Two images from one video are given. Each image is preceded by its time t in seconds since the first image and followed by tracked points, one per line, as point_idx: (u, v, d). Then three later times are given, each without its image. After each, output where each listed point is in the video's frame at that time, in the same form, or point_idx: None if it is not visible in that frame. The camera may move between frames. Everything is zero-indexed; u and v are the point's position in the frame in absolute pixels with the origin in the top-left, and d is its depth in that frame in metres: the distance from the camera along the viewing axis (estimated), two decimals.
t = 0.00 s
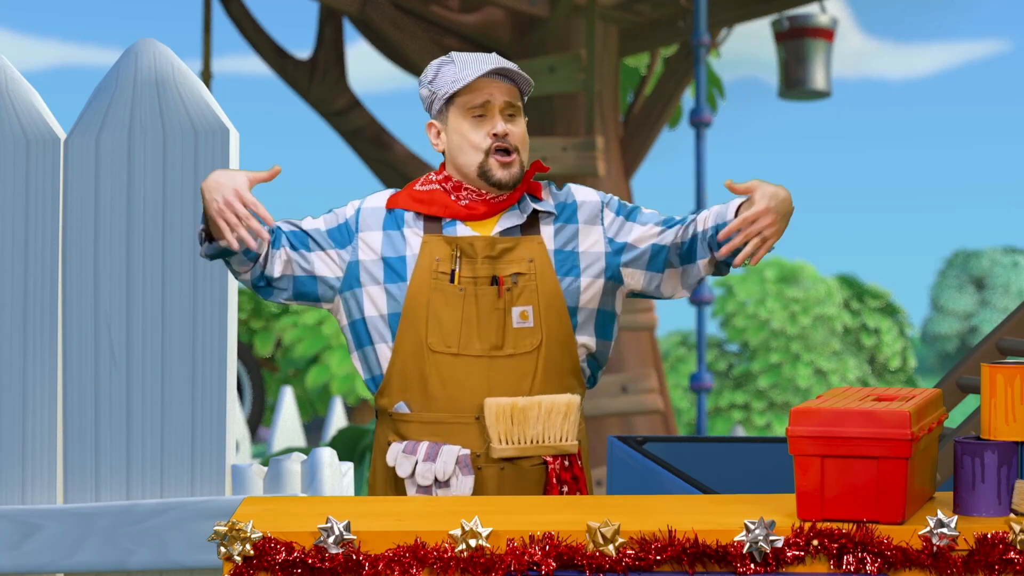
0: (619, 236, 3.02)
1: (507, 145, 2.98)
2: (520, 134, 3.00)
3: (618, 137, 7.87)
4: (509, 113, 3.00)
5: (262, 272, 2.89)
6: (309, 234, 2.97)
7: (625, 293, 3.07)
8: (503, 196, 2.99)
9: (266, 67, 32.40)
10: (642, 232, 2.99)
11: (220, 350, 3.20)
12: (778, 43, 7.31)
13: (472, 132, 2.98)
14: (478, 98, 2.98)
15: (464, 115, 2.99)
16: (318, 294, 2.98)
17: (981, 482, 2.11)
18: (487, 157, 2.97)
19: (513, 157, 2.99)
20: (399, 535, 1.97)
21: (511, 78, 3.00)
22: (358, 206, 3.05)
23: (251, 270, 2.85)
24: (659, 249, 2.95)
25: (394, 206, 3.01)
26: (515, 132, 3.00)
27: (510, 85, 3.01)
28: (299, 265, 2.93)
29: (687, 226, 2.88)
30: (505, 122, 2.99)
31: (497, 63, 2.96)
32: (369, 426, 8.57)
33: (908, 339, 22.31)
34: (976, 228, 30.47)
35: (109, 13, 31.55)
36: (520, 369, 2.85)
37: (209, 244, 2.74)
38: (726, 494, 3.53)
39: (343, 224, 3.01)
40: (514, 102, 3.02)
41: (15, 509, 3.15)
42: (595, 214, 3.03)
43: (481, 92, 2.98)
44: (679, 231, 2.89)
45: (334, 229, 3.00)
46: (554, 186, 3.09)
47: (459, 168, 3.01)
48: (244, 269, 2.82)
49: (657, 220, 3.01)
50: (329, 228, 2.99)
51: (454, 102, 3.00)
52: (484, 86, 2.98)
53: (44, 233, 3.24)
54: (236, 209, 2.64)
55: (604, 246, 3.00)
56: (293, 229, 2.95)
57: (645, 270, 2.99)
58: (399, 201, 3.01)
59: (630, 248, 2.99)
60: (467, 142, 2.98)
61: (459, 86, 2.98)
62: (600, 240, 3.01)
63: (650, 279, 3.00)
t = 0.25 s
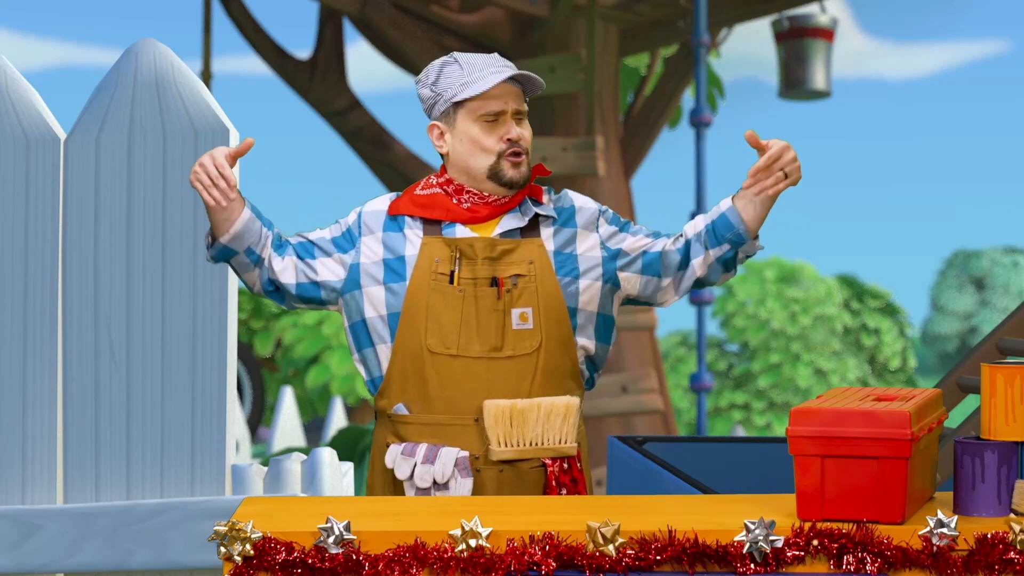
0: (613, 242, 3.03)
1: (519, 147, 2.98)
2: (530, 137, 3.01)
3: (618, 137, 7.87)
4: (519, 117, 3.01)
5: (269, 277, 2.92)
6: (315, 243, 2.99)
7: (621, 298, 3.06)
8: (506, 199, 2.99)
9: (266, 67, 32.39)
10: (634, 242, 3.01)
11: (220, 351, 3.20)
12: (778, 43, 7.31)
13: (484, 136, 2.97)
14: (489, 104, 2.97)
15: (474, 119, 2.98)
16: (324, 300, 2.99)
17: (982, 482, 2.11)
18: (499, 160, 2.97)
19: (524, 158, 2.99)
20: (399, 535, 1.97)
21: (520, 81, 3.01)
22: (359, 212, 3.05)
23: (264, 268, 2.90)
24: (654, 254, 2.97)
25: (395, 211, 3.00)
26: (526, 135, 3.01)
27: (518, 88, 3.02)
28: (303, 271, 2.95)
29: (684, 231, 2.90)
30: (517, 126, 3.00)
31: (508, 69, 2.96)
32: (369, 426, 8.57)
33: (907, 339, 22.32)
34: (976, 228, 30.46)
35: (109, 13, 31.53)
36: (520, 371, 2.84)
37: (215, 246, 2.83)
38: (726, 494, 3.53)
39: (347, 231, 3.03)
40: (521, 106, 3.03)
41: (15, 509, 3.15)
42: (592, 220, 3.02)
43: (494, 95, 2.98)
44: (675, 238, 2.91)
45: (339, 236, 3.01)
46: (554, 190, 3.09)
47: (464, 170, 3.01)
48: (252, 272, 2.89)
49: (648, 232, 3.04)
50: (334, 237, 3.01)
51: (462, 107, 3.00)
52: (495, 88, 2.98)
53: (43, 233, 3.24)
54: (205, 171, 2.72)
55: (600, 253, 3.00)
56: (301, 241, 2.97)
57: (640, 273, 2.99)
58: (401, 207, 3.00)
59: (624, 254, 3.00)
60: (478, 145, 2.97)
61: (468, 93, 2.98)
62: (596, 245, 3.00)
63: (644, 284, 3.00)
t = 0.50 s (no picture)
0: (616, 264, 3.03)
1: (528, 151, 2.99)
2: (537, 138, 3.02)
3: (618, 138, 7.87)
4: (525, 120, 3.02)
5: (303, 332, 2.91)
6: (317, 284, 2.95)
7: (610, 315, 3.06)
8: (506, 204, 2.99)
9: (266, 68, 32.42)
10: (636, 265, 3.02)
11: (220, 352, 3.20)
12: (778, 43, 7.31)
13: (494, 141, 2.97)
14: (497, 108, 2.97)
15: (482, 123, 2.97)
16: (341, 329, 2.98)
17: (981, 482, 2.11)
18: (508, 164, 2.97)
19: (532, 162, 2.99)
20: (399, 535, 1.97)
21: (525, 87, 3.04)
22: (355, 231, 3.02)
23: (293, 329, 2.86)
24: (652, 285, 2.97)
25: (396, 218, 2.98)
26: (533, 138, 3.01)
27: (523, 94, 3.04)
28: (316, 315, 2.92)
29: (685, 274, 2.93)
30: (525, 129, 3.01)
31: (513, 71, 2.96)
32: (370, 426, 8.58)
33: (907, 339, 22.32)
34: (976, 228, 30.46)
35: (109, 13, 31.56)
36: (520, 374, 2.84)
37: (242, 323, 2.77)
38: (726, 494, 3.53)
39: (346, 257, 3.01)
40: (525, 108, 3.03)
41: (15, 509, 3.14)
42: (595, 237, 3.02)
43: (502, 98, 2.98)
44: (671, 280, 2.95)
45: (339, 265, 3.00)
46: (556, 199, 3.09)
47: (471, 178, 3.00)
48: (284, 336, 2.84)
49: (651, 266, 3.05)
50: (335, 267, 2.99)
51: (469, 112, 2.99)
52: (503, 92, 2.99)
53: (44, 233, 3.24)
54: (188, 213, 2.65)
55: (603, 265, 2.99)
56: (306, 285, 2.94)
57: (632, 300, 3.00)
58: (400, 214, 2.99)
59: (629, 271, 3.00)
60: (487, 148, 2.97)
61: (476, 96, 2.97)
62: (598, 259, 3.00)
63: (632, 311, 3.01)
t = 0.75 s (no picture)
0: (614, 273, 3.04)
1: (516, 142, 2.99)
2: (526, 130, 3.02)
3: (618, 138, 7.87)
4: (512, 111, 3.02)
5: (321, 349, 2.92)
6: (324, 303, 2.92)
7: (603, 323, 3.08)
8: (502, 205, 2.99)
9: (266, 68, 32.44)
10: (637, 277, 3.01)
11: (221, 353, 3.20)
12: (778, 42, 7.31)
13: (481, 133, 2.98)
14: (483, 99, 2.98)
15: (470, 116, 2.99)
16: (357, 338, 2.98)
17: (981, 482, 2.11)
18: (494, 159, 2.97)
19: (520, 154, 2.99)
20: (399, 536, 1.97)
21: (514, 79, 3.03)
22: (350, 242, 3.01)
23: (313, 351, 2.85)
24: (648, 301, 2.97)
25: (393, 218, 2.99)
26: (522, 129, 3.01)
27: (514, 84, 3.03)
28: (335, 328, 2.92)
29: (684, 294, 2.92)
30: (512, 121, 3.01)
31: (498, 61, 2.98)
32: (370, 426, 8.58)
33: (908, 339, 22.34)
34: (976, 228, 30.45)
35: (108, 13, 31.57)
36: (519, 373, 2.84)
37: (263, 354, 2.72)
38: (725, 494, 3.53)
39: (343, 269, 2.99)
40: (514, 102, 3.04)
41: (15, 509, 3.14)
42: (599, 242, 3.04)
43: (489, 92, 2.99)
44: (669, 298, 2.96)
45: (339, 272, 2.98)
46: (556, 206, 3.11)
47: (468, 177, 3.00)
48: (304, 358, 2.82)
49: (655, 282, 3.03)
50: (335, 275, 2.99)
51: (458, 103, 3.00)
52: (491, 84, 2.99)
53: (43, 233, 3.25)
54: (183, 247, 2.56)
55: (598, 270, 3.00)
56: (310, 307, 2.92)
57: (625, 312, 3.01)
58: (397, 214, 2.99)
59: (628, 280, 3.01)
60: (473, 141, 2.98)
61: (464, 88, 2.99)
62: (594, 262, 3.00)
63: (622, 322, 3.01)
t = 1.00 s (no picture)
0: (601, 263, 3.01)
1: (497, 136, 2.97)
2: (512, 126, 3.00)
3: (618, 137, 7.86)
4: (498, 107, 3.02)
5: (334, 340, 2.92)
6: (338, 296, 2.92)
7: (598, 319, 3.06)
8: (498, 204, 3.00)
9: (266, 68, 32.42)
10: (622, 267, 2.97)
11: (220, 352, 3.20)
12: (778, 43, 7.31)
13: (463, 127, 2.99)
14: (467, 94, 3.01)
15: (454, 112, 3.02)
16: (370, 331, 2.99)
17: (981, 482, 2.11)
18: (473, 148, 2.97)
19: (502, 145, 2.97)
20: (400, 536, 1.97)
21: (498, 73, 3.03)
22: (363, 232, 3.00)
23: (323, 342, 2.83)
24: (630, 290, 2.93)
25: (392, 215, 3.00)
26: (507, 125, 3.00)
27: (499, 80, 3.04)
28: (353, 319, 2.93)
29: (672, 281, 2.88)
30: (495, 116, 3.00)
31: (481, 57, 3.01)
32: (369, 427, 8.58)
33: (908, 339, 22.35)
34: (976, 228, 30.43)
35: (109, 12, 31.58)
36: (518, 370, 2.84)
37: (285, 351, 2.73)
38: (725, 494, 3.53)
39: (353, 263, 2.99)
40: (504, 99, 3.04)
41: (15, 509, 3.14)
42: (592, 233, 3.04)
43: (470, 86, 3.02)
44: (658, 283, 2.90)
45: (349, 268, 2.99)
46: (555, 204, 3.11)
47: (458, 172, 3.01)
48: (316, 353, 2.80)
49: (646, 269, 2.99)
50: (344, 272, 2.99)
51: (445, 102, 3.05)
52: (472, 80, 3.03)
53: (43, 233, 3.25)
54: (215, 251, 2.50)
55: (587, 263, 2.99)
56: (319, 297, 2.91)
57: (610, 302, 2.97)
58: (397, 210, 3.00)
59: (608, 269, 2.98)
60: (453, 135, 3.01)
61: (447, 83, 3.03)
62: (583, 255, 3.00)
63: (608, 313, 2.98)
